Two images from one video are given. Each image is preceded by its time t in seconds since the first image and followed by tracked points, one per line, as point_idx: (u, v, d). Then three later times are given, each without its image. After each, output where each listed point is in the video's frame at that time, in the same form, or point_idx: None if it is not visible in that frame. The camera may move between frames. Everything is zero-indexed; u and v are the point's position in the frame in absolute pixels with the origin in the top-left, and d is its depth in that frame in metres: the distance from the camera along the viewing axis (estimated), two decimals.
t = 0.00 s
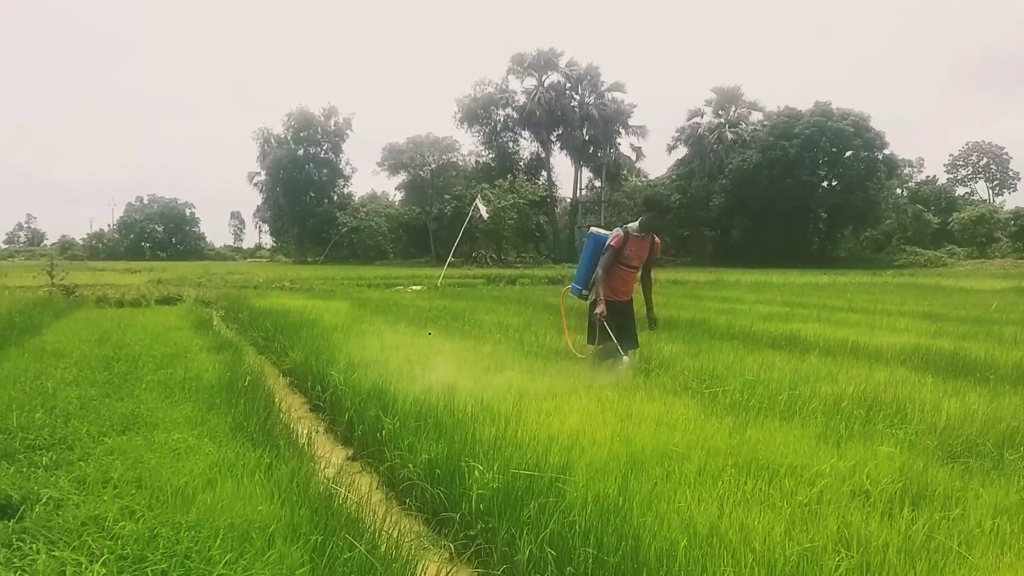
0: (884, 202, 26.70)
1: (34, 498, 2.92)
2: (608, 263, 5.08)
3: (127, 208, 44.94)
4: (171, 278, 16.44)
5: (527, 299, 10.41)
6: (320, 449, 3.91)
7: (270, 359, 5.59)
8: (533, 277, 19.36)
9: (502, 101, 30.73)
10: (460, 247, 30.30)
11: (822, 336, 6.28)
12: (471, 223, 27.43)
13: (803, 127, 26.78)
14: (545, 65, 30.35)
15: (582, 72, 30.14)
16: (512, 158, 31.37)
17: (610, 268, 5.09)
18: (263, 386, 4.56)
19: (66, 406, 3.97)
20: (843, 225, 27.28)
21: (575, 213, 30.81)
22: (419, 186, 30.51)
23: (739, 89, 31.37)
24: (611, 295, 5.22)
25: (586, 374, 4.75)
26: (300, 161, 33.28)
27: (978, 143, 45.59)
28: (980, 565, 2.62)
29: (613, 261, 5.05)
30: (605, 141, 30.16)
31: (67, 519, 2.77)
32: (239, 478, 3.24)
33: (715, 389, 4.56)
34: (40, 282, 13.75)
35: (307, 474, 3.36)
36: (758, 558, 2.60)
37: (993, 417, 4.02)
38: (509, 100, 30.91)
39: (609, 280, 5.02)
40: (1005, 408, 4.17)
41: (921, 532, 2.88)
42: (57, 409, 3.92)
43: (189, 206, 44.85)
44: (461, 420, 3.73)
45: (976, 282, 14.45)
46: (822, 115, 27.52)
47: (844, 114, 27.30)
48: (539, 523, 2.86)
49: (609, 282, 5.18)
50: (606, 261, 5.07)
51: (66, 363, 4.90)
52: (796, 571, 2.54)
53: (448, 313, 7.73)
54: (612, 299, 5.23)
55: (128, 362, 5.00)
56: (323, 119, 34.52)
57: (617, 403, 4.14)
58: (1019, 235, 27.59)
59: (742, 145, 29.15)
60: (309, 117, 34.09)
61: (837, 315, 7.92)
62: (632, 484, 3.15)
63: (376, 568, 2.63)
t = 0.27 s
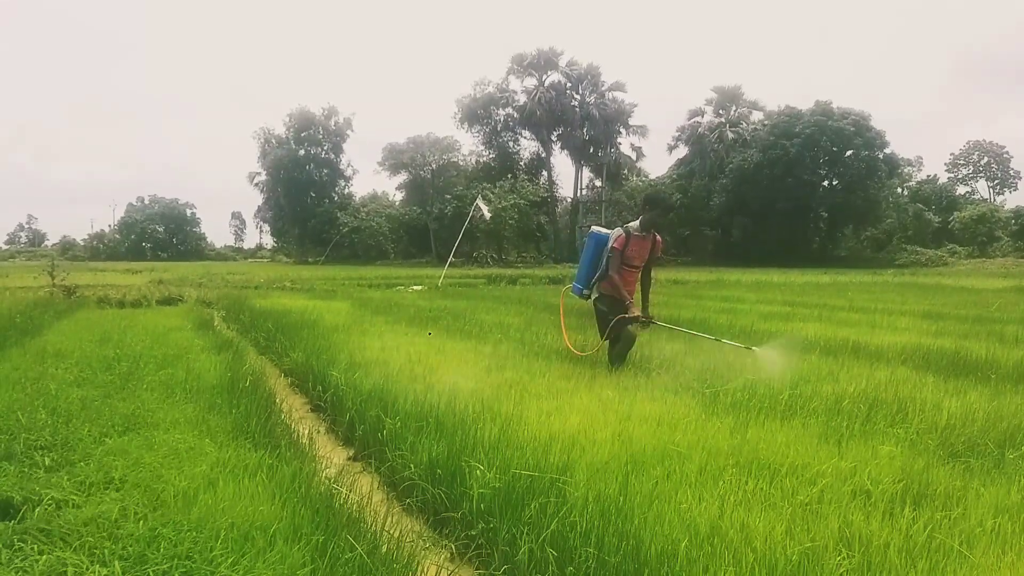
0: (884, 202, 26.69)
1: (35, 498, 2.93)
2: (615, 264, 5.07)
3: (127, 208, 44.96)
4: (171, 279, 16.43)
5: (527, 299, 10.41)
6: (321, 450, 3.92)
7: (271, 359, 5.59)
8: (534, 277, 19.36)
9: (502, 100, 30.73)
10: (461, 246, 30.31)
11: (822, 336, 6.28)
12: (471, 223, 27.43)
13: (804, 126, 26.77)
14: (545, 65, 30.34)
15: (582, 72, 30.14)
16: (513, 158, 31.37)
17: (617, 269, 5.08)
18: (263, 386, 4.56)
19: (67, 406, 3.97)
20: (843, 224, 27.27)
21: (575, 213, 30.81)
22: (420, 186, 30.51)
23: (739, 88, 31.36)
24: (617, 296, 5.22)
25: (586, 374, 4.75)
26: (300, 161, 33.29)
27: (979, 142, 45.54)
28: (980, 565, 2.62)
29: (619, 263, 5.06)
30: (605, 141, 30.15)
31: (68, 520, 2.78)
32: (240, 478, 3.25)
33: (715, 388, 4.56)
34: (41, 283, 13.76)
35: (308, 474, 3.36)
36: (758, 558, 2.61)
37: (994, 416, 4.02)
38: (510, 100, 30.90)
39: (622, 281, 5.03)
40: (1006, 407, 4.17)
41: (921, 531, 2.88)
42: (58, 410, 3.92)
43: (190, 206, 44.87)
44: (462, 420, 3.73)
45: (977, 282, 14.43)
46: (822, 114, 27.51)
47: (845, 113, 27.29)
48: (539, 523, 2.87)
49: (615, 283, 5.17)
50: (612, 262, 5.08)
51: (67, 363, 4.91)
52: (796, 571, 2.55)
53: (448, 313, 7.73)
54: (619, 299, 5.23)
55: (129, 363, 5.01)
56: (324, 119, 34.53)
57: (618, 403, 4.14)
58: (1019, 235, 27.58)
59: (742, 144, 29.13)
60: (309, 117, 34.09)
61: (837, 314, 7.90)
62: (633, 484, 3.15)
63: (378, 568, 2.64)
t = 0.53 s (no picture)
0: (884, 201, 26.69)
1: (34, 497, 2.92)
2: (625, 268, 5.06)
3: (127, 207, 44.99)
4: (171, 277, 16.45)
5: (526, 298, 10.41)
6: (320, 449, 3.91)
7: (270, 358, 5.58)
8: (534, 276, 19.35)
9: (501, 100, 30.72)
10: (460, 246, 30.30)
11: (820, 334, 6.28)
12: (471, 222, 27.42)
13: (803, 125, 26.76)
14: (544, 64, 30.33)
15: (581, 71, 30.12)
16: (512, 157, 31.35)
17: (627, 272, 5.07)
18: (263, 385, 4.56)
19: (67, 405, 3.97)
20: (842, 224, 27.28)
21: (574, 212, 30.80)
22: (419, 185, 30.49)
23: (739, 87, 31.35)
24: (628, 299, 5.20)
25: (586, 372, 4.75)
26: (300, 160, 33.25)
27: (979, 141, 45.57)
28: (980, 563, 2.62)
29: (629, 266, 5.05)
30: (604, 140, 30.14)
31: (68, 518, 2.77)
32: (240, 476, 3.24)
33: (715, 388, 4.56)
34: (40, 281, 13.75)
35: (307, 473, 3.36)
36: (758, 557, 2.60)
37: (993, 415, 4.02)
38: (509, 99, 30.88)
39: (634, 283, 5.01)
40: (1005, 405, 4.17)
41: (920, 530, 2.89)
42: (58, 408, 3.91)
43: (189, 205, 44.84)
44: (461, 418, 3.72)
45: (976, 281, 14.42)
46: (822, 114, 27.50)
47: (844, 112, 27.30)
48: (539, 521, 2.87)
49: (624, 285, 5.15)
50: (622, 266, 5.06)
51: (65, 362, 4.89)
52: (796, 570, 2.55)
53: (447, 311, 7.72)
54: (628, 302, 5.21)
55: (128, 361, 5.00)
56: (323, 118, 34.48)
57: (618, 402, 4.14)
58: (1018, 234, 27.60)
59: (742, 143, 29.13)
60: (308, 116, 34.04)
61: (837, 314, 7.90)
62: (632, 482, 3.15)
63: (378, 566, 2.64)
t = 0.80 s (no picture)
0: (884, 202, 26.69)
1: (35, 498, 2.93)
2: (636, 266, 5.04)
3: (127, 209, 45.00)
4: (172, 279, 16.46)
5: (527, 299, 10.40)
6: (320, 450, 3.92)
7: (271, 360, 5.59)
8: (534, 277, 19.37)
9: (501, 101, 30.75)
10: (460, 247, 30.32)
11: (821, 336, 6.28)
12: (471, 223, 27.44)
13: (803, 126, 26.77)
14: (544, 66, 30.34)
15: (581, 72, 30.13)
16: (512, 158, 31.37)
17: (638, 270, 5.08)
18: (264, 386, 4.56)
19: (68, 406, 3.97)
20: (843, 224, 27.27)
21: (575, 213, 30.81)
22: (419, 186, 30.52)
23: (739, 88, 31.36)
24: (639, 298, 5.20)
25: (586, 373, 4.76)
26: (300, 162, 33.28)
27: (979, 142, 45.58)
28: (980, 564, 2.62)
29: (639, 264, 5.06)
30: (604, 141, 30.15)
31: (67, 519, 2.78)
32: (240, 478, 3.25)
33: (715, 389, 4.57)
34: (41, 283, 13.77)
35: (308, 474, 3.36)
36: (758, 558, 2.61)
37: (993, 416, 4.03)
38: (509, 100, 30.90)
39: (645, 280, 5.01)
40: (1006, 407, 4.17)
41: (920, 531, 2.89)
42: (59, 410, 3.92)
43: (190, 206, 44.87)
44: (462, 420, 3.73)
45: (977, 283, 14.42)
46: (822, 115, 27.50)
47: (844, 113, 27.30)
48: (539, 522, 2.87)
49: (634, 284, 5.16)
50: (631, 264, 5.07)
51: (67, 364, 4.90)
52: (796, 571, 2.55)
53: (448, 313, 7.73)
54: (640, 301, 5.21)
55: (130, 363, 5.02)
56: (323, 119, 34.49)
57: (618, 403, 4.14)
58: (1019, 235, 27.61)
59: (742, 144, 29.14)
60: (309, 117, 34.07)
61: (836, 315, 7.90)
62: (633, 483, 3.15)
63: (378, 568, 2.64)
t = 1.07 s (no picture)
0: (884, 202, 26.68)
1: (35, 499, 2.93)
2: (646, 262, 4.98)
3: (127, 209, 44.99)
4: (172, 279, 16.47)
5: (528, 300, 10.39)
6: (321, 450, 3.92)
7: (271, 360, 5.59)
8: (534, 278, 19.37)
9: (502, 101, 30.75)
10: (460, 247, 30.32)
11: (821, 336, 6.28)
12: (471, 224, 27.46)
13: (804, 127, 26.76)
14: (545, 66, 30.34)
15: (582, 72, 30.12)
16: (513, 159, 31.36)
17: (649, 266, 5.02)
18: (265, 387, 4.56)
19: (68, 407, 3.98)
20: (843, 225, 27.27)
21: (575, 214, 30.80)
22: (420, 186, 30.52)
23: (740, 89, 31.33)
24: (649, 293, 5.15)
25: (586, 374, 4.75)
26: (301, 162, 33.27)
27: (980, 142, 45.54)
28: (980, 565, 2.63)
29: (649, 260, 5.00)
30: (605, 142, 30.15)
31: (67, 519, 2.78)
32: (240, 479, 3.25)
33: (715, 389, 4.56)
34: (41, 284, 13.78)
35: (308, 475, 3.36)
36: (758, 559, 2.61)
37: (995, 417, 4.02)
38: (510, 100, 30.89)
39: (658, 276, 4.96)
40: (1006, 408, 4.17)
41: (921, 532, 2.90)
42: (59, 410, 3.92)
43: (189, 207, 44.85)
44: (462, 420, 3.73)
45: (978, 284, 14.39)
46: (822, 115, 27.49)
47: (845, 114, 27.30)
48: (539, 523, 2.88)
49: (644, 279, 5.10)
50: (642, 259, 5.01)
51: (67, 364, 4.90)
52: (796, 571, 2.56)
53: (449, 314, 7.72)
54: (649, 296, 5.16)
55: (130, 363, 5.02)
56: (323, 120, 34.47)
57: (618, 404, 4.14)
58: (1019, 235, 27.61)
59: (743, 145, 29.09)
60: (309, 118, 34.06)
61: (837, 315, 7.88)
62: (633, 484, 3.15)
63: (378, 568, 2.65)
